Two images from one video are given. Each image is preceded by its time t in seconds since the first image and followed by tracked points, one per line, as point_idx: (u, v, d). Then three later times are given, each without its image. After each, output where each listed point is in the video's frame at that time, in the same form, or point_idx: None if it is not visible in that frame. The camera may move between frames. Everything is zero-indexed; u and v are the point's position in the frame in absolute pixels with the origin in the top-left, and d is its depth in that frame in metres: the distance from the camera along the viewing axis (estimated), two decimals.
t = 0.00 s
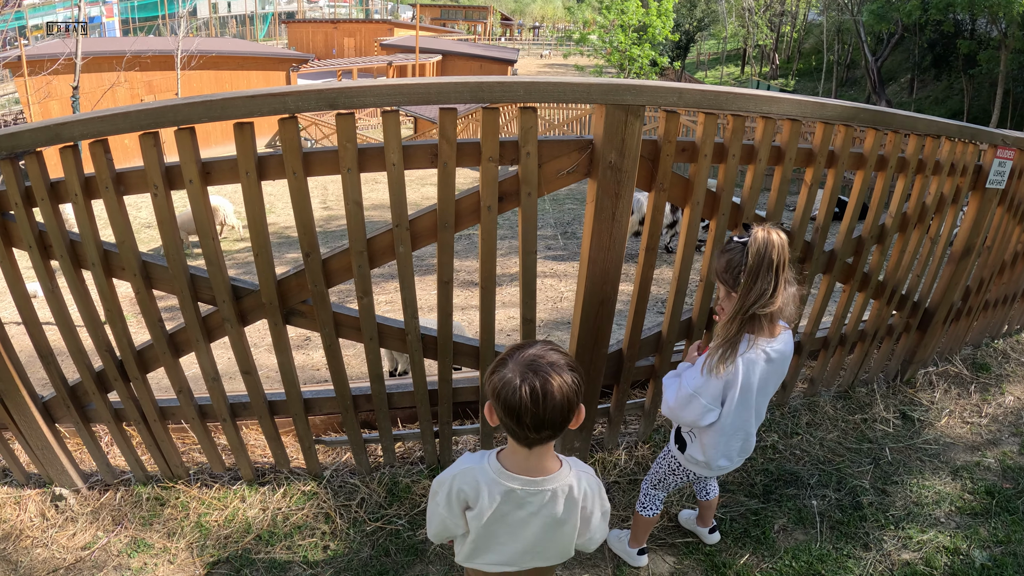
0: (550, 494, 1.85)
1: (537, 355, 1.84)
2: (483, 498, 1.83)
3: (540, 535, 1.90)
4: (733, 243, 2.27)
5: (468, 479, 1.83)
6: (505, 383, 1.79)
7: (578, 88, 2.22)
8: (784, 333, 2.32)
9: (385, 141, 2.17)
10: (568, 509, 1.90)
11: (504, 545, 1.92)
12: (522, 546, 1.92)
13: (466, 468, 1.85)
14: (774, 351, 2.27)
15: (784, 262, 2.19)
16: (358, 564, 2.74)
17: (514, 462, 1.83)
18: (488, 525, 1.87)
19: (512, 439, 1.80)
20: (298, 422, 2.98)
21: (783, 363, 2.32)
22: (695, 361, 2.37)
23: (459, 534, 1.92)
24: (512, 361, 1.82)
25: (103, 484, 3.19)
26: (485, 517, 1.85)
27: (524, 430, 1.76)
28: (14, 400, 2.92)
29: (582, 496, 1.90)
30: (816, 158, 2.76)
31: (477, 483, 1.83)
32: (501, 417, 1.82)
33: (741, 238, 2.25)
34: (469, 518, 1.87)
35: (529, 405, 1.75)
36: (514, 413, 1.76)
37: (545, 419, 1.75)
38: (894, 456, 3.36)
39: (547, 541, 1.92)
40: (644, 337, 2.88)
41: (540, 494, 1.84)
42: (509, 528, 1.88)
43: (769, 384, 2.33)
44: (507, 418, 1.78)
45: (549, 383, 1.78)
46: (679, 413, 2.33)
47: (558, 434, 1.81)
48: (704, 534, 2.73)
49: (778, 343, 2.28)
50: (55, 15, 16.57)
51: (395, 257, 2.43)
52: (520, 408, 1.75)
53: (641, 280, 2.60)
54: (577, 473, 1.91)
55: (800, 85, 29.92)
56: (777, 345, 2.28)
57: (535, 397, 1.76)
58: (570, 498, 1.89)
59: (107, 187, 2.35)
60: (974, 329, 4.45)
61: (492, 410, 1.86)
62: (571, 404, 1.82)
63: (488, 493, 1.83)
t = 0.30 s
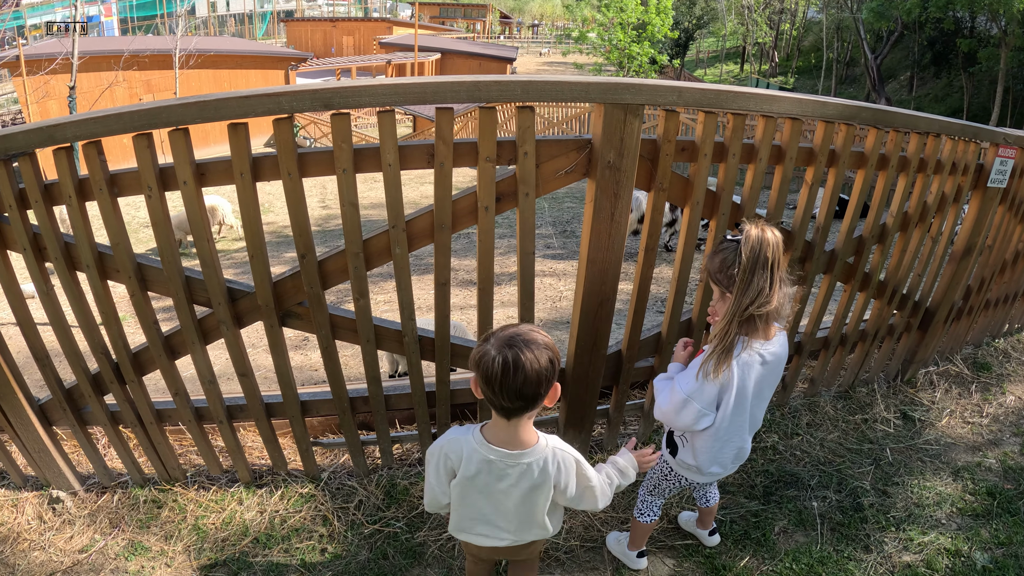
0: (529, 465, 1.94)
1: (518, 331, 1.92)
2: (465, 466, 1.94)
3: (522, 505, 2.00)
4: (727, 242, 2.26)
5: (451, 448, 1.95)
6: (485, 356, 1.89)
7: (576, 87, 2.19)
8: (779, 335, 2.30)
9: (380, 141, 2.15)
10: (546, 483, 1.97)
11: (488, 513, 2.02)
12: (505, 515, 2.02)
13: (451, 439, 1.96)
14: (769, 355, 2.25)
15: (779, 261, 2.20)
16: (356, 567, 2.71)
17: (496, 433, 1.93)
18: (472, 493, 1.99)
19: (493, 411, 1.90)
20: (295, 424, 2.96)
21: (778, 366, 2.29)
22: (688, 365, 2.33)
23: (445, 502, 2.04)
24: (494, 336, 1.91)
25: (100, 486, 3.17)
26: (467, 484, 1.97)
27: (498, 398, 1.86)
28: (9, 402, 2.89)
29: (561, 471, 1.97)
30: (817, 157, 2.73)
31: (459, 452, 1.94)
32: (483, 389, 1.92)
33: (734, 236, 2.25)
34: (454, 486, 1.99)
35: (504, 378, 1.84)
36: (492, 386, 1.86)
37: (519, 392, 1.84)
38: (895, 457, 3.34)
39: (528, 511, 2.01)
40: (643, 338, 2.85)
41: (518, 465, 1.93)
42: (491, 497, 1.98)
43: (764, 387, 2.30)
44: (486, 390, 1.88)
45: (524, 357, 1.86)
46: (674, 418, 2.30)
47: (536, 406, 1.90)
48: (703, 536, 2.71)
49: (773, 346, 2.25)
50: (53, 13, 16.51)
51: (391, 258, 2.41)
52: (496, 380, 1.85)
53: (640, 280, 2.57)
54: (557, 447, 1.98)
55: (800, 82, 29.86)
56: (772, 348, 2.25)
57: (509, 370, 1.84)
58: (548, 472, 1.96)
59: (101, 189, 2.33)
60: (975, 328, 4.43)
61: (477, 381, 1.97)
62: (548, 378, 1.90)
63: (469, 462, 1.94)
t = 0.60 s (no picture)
0: (563, 434, 2.01)
1: (542, 311, 2.01)
2: (504, 451, 1.96)
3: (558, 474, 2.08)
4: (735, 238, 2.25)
5: (488, 436, 1.95)
6: (511, 331, 1.98)
7: (571, 85, 2.16)
8: (783, 334, 2.28)
9: (373, 141, 2.12)
10: (579, 448, 2.06)
11: (527, 491, 2.07)
12: (544, 489, 2.08)
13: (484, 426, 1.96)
14: (771, 354, 2.23)
15: (785, 257, 2.17)
16: (351, 570, 2.69)
17: (526, 406, 2.00)
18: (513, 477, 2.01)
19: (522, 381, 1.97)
20: (290, 427, 2.93)
21: (782, 366, 2.27)
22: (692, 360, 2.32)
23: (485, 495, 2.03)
24: (522, 313, 2.00)
25: (95, 489, 3.14)
26: (508, 468, 1.98)
27: (527, 370, 1.94)
28: (2, 405, 2.86)
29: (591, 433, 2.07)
30: (815, 155, 2.71)
31: (497, 439, 1.95)
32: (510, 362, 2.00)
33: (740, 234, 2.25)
34: (494, 474, 1.99)
35: (530, 348, 1.92)
36: (518, 356, 1.94)
37: (545, 360, 1.92)
38: (894, 457, 3.31)
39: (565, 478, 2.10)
40: (641, 338, 2.82)
41: (554, 436, 2.00)
42: (530, 474, 2.03)
43: (766, 387, 2.28)
44: (513, 361, 1.96)
45: (550, 328, 1.95)
46: (674, 415, 2.28)
47: (559, 376, 1.98)
48: (701, 538, 2.68)
49: (777, 345, 2.23)
50: (49, 13, 16.44)
51: (385, 259, 2.38)
52: (522, 350, 1.93)
53: (637, 280, 2.54)
54: (579, 413, 2.08)
55: (798, 80, 29.82)
56: (775, 347, 2.23)
57: (535, 340, 1.93)
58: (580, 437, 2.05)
59: (91, 191, 2.29)
60: (975, 327, 4.41)
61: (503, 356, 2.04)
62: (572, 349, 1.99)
63: (509, 445, 1.96)
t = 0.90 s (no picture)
0: (581, 427, 1.98)
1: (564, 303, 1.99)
2: (528, 444, 1.92)
3: (575, 469, 2.05)
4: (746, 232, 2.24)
5: (511, 430, 1.90)
6: (539, 323, 1.94)
7: (562, 82, 2.11)
8: (792, 336, 2.22)
9: (357, 140, 2.08)
10: (596, 442, 2.04)
11: (545, 486, 2.03)
12: (561, 484, 2.04)
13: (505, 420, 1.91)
14: (777, 355, 2.17)
15: (795, 256, 2.13)
16: None
17: (547, 396, 1.97)
18: (534, 472, 1.97)
19: (553, 373, 1.93)
20: (279, 430, 2.87)
21: (789, 369, 2.21)
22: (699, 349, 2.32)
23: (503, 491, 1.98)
24: (544, 307, 1.97)
25: (85, 493, 3.07)
26: (529, 462, 1.94)
27: (553, 361, 1.91)
28: None
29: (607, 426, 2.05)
30: (812, 152, 2.66)
31: (519, 434, 1.90)
32: (537, 355, 1.94)
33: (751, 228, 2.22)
34: (515, 469, 1.94)
35: (566, 339, 1.90)
36: (552, 348, 1.90)
37: (581, 351, 1.91)
38: (893, 458, 3.27)
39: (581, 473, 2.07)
40: (635, 339, 2.76)
41: (574, 429, 1.97)
42: (548, 469, 1.99)
43: (770, 389, 2.23)
44: (546, 353, 1.91)
45: (582, 319, 1.95)
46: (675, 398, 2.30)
47: (584, 366, 1.98)
48: (696, 542, 2.64)
49: (784, 346, 2.18)
50: (44, 12, 16.37)
51: (372, 260, 2.33)
52: (557, 342, 1.89)
53: (631, 280, 2.49)
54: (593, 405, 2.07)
55: (796, 77, 29.77)
56: (781, 348, 2.18)
57: (569, 330, 1.91)
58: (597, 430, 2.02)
59: (74, 193, 2.23)
60: (974, 326, 4.36)
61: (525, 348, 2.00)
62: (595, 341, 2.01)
63: (530, 438, 1.92)
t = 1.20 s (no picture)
0: (580, 423, 1.94)
1: (559, 303, 1.94)
2: (525, 443, 1.86)
3: (576, 467, 2.00)
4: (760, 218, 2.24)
5: (508, 429, 1.84)
6: (535, 323, 1.88)
7: (551, 76, 2.07)
8: (800, 338, 2.16)
9: (342, 138, 2.03)
10: (595, 438, 1.99)
11: (542, 488, 1.97)
12: (562, 483, 1.99)
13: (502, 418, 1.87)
14: (777, 354, 2.14)
15: (792, 256, 2.07)
16: None
17: (545, 396, 1.92)
18: (530, 473, 1.91)
19: (552, 374, 1.88)
20: (269, 434, 2.80)
21: (795, 372, 2.16)
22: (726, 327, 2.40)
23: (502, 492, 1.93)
24: (538, 305, 1.92)
25: (76, 499, 2.99)
26: (528, 461, 1.89)
27: (550, 362, 1.86)
28: None
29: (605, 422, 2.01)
30: (808, 147, 2.62)
31: (517, 433, 1.85)
32: (533, 356, 1.89)
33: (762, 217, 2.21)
34: (513, 469, 1.89)
35: (564, 339, 1.85)
36: (550, 350, 1.84)
37: (579, 351, 1.87)
38: (891, 455, 3.24)
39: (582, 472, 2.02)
40: (629, 338, 2.72)
41: (571, 428, 1.92)
42: (548, 468, 1.94)
43: (776, 391, 2.19)
44: (543, 355, 1.86)
45: (579, 317, 1.90)
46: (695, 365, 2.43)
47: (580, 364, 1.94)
48: (694, 544, 2.59)
49: (784, 346, 2.14)
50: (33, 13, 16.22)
51: (359, 261, 2.29)
52: (555, 343, 1.84)
53: (624, 277, 2.44)
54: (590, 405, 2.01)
55: (790, 72, 29.75)
56: (783, 348, 2.14)
57: (566, 331, 1.86)
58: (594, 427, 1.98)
59: (56, 196, 2.16)
60: (971, 321, 4.33)
61: (520, 347, 1.95)
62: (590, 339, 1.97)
63: (528, 437, 1.87)
